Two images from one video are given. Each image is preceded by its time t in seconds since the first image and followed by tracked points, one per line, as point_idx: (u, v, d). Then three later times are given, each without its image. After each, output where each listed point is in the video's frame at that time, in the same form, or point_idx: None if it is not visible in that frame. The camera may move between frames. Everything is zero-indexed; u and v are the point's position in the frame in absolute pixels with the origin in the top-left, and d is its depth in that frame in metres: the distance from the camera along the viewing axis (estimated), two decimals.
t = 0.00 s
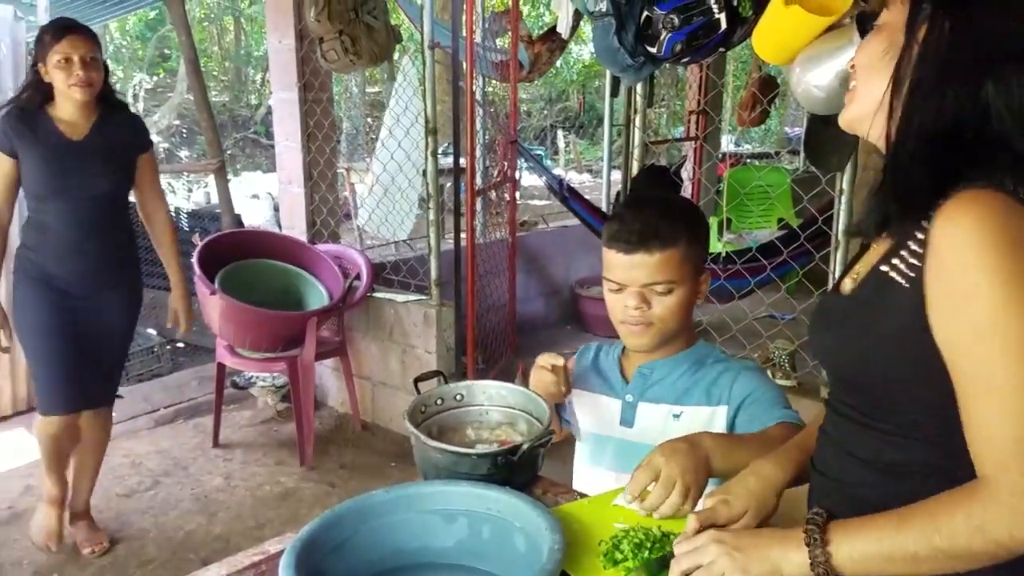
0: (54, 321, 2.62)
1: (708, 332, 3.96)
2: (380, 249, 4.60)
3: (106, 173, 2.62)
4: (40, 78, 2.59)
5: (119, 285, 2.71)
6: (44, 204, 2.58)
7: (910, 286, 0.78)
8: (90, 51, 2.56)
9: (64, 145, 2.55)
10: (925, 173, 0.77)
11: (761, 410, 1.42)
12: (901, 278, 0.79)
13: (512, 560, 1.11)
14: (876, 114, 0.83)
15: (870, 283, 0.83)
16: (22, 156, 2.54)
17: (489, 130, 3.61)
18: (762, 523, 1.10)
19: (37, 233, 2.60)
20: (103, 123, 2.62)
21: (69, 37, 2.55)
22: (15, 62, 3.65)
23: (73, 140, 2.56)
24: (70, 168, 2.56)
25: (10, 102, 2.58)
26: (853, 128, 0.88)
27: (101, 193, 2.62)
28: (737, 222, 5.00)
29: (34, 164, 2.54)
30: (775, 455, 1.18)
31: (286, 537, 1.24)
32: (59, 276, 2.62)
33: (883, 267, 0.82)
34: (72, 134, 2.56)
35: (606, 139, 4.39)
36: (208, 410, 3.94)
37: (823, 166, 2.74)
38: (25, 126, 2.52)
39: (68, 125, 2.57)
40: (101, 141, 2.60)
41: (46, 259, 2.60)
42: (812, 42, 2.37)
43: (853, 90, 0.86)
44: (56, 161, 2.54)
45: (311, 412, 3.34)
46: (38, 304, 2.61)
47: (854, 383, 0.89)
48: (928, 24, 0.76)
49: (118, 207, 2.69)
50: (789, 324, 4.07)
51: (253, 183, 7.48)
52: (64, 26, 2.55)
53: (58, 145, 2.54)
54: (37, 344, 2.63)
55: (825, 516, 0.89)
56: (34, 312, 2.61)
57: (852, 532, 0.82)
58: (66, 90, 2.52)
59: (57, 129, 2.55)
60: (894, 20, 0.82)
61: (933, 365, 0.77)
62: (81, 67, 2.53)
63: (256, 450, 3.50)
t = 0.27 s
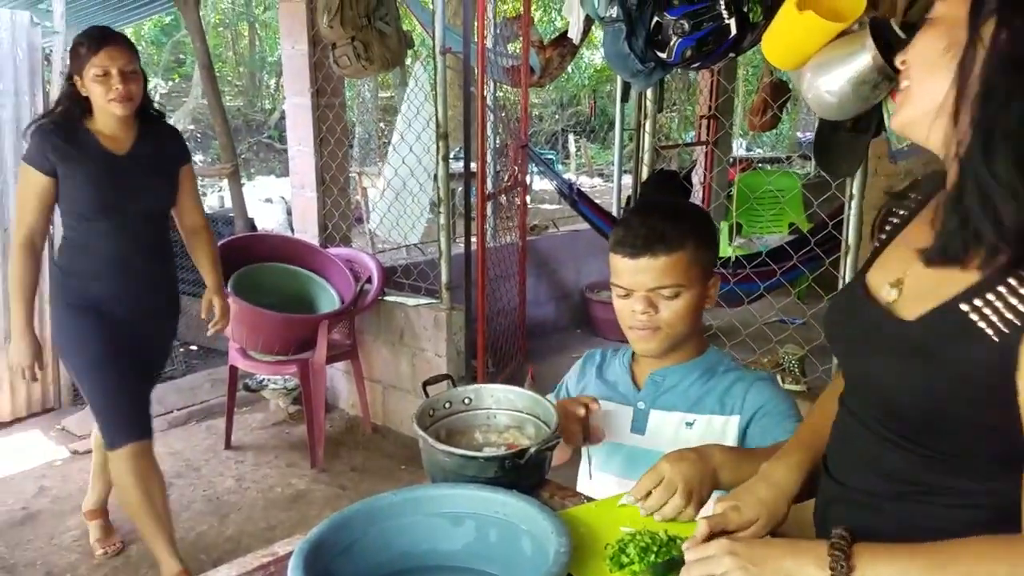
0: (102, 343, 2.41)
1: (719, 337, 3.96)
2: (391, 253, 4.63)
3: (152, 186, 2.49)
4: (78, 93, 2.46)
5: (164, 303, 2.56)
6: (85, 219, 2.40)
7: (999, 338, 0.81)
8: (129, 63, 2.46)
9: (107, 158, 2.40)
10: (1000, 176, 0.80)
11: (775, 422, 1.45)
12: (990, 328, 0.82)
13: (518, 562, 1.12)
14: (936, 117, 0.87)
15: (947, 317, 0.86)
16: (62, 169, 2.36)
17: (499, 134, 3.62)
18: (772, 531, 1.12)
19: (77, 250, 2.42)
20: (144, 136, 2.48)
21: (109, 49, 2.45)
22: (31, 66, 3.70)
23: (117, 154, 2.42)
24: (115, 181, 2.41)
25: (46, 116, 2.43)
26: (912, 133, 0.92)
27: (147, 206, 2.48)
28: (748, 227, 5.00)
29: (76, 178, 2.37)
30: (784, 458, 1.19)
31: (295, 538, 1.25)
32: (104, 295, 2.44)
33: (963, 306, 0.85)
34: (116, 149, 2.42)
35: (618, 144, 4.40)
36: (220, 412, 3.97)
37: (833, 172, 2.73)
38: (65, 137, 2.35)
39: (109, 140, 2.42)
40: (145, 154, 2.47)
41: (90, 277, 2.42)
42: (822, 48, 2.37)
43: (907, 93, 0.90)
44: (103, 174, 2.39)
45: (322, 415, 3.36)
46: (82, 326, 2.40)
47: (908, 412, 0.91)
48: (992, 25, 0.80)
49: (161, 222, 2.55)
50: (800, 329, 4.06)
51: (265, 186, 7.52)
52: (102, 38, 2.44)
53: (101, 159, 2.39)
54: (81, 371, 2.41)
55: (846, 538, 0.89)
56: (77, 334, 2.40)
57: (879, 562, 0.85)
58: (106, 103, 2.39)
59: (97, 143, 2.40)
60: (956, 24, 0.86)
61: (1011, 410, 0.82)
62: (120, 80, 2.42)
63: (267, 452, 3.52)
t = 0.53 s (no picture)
0: (172, 364, 2.34)
1: (726, 341, 3.96)
2: (399, 256, 4.64)
3: (197, 187, 2.31)
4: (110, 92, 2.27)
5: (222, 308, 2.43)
6: (136, 231, 2.24)
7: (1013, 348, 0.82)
8: (164, 57, 2.29)
9: (150, 162, 2.22)
10: None
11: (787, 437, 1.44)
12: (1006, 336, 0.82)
13: (524, 566, 1.12)
14: None
15: (964, 321, 0.86)
16: (106, 178, 2.19)
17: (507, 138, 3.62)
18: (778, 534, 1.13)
19: (129, 265, 2.26)
20: (182, 133, 2.31)
21: (141, 43, 2.27)
22: (42, 70, 3.73)
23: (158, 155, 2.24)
24: (160, 186, 2.24)
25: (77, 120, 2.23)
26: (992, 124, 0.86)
27: (195, 210, 2.31)
28: (756, 231, 4.99)
29: (124, 187, 2.20)
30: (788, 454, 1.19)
31: (301, 540, 1.25)
32: (165, 309, 2.31)
33: (982, 311, 0.85)
34: (159, 151, 2.25)
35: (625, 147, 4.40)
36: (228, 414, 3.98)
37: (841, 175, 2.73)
38: (104, 143, 2.18)
39: (150, 143, 2.25)
40: (186, 155, 2.30)
41: (148, 294, 2.29)
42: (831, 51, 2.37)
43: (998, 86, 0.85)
44: (148, 180, 2.22)
45: (330, 418, 3.37)
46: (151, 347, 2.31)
47: (911, 412, 0.92)
48: None
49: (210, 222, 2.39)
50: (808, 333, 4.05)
51: (274, 190, 7.55)
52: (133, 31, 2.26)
53: (145, 163, 2.22)
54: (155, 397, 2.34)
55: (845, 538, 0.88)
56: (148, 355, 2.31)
57: (882, 565, 0.85)
58: (142, 101, 2.22)
59: (138, 146, 2.22)
60: None
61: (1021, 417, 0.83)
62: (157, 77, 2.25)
63: (274, 454, 3.53)
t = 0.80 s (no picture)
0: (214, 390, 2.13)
1: (732, 345, 3.95)
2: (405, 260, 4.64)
3: (246, 196, 2.09)
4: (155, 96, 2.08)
5: (277, 326, 2.21)
6: (184, 244, 2.03)
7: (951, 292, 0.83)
8: (214, 59, 2.10)
9: (197, 171, 2.02)
10: None
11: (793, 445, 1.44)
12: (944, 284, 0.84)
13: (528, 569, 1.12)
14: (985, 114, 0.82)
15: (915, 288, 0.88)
16: (153, 186, 1.97)
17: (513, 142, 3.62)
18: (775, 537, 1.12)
19: (176, 282, 2.04)
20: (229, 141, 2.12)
21: (189, 43, 2.07)
22: (50, 75, 3.75)
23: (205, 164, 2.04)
24: (208, 197, 2.03)
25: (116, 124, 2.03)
26: (930, 129, 0.87)
27: (244, 221, 2.09)
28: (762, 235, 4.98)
29: (172, 197, 1.98)
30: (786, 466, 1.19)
31: (306, 544, 1.25)
32: (215, 330, 2.10)
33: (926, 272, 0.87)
34: (207, 161, 2.05)
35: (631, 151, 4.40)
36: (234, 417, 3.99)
37: (848, 179, 2.72)
38: (147, 149, 1.98)
39: (197, 152, 2.05)
40: (232, 162, 2.09)
41: (196, 312, 2.07)
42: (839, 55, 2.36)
43: (935, 88, 0.86)
44: (195, 189, 2.01)
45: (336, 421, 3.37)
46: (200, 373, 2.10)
47: (909, 403, 0.92)
48: None
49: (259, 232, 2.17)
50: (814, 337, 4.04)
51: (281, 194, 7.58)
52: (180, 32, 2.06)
53: (192, 172, 2.01)
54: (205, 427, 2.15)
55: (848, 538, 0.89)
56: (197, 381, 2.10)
57: (882, 549, 0.85)
58: (190, 108, 2.03)
59: (183, 155, 2.02)
60: (981, 15, 0.86)
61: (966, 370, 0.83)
62: (207, 83, 2.06)
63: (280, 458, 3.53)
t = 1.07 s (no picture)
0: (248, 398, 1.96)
1: (736, 348, 3.95)
2: (408, 263, 4.64)
3: (299, 198, 1.93)
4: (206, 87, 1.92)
5: (325, 338, 2.05)
6: (230, 249, 1.87)
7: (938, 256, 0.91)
8: (270, 51, 1.92)
9: (248, 172, 1.85)
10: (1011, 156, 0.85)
11: (797, 447, 1.44)
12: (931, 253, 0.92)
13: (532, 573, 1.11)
14: (956, 137, 0.88)
15: (908, 268, 0.96)
16: (201, 186, 1.81)
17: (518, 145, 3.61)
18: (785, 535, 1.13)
19: (222, 289, 1.89)
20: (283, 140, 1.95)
21: (245, 33, 1.89)
22: (55, 79, 3.76)
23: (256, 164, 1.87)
24: (260, 200, 1.87)
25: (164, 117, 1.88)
26: (909, 164, 0.92)
27: (296, 225, 1.93)
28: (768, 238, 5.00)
29: (222, 198, 1.83)
30: (799, 475, 1.19)
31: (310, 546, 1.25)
32: (261, 342, 1.93)
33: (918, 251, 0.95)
34: (258, 161, 1.88)
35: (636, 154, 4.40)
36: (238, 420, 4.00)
37: (853, 182, 2.72)
38: (196, 146, 1.82)
39: (249, 152, 1.89)
40: (287, 162, 1.93)
41: (240, 322, 1.91)
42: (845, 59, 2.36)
43: (899, 131, 0.91)
44: (245, 190, 1.85)
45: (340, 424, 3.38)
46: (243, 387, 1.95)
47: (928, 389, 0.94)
48: (967, 35, 0.88)
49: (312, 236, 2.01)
50: (819, 340, 4.04)
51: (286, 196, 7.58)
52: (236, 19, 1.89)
53: (244, 173, 1.85)
54: (239, 447, 1.98)
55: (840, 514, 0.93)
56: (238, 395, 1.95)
57: (874, 520, 0.88)
58: (244, 104, 1.86)
59: (235, 153, 1.86)
60: (912, 54, 0.92)
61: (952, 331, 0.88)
62: (262, 78, 1.88)
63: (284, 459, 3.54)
